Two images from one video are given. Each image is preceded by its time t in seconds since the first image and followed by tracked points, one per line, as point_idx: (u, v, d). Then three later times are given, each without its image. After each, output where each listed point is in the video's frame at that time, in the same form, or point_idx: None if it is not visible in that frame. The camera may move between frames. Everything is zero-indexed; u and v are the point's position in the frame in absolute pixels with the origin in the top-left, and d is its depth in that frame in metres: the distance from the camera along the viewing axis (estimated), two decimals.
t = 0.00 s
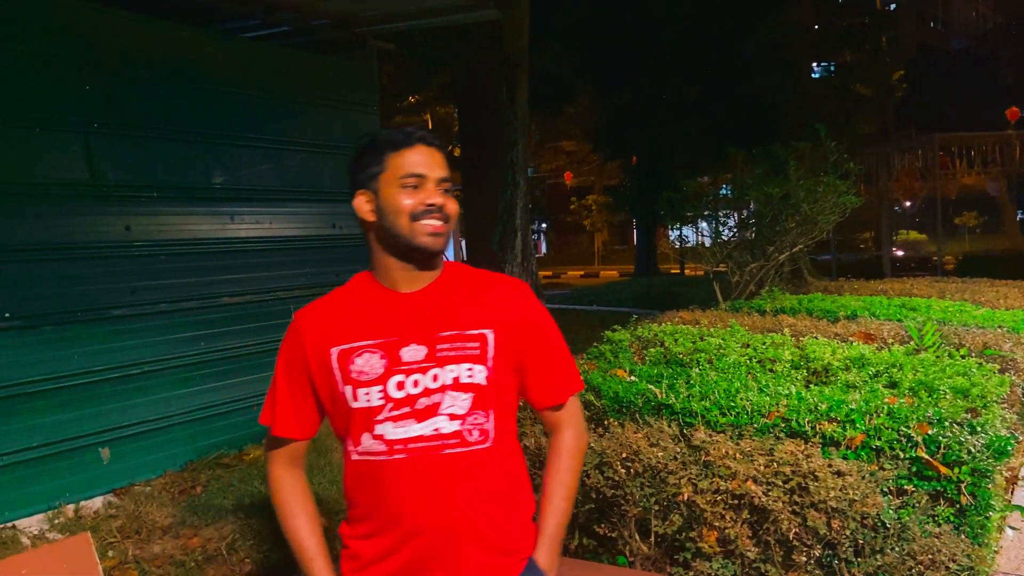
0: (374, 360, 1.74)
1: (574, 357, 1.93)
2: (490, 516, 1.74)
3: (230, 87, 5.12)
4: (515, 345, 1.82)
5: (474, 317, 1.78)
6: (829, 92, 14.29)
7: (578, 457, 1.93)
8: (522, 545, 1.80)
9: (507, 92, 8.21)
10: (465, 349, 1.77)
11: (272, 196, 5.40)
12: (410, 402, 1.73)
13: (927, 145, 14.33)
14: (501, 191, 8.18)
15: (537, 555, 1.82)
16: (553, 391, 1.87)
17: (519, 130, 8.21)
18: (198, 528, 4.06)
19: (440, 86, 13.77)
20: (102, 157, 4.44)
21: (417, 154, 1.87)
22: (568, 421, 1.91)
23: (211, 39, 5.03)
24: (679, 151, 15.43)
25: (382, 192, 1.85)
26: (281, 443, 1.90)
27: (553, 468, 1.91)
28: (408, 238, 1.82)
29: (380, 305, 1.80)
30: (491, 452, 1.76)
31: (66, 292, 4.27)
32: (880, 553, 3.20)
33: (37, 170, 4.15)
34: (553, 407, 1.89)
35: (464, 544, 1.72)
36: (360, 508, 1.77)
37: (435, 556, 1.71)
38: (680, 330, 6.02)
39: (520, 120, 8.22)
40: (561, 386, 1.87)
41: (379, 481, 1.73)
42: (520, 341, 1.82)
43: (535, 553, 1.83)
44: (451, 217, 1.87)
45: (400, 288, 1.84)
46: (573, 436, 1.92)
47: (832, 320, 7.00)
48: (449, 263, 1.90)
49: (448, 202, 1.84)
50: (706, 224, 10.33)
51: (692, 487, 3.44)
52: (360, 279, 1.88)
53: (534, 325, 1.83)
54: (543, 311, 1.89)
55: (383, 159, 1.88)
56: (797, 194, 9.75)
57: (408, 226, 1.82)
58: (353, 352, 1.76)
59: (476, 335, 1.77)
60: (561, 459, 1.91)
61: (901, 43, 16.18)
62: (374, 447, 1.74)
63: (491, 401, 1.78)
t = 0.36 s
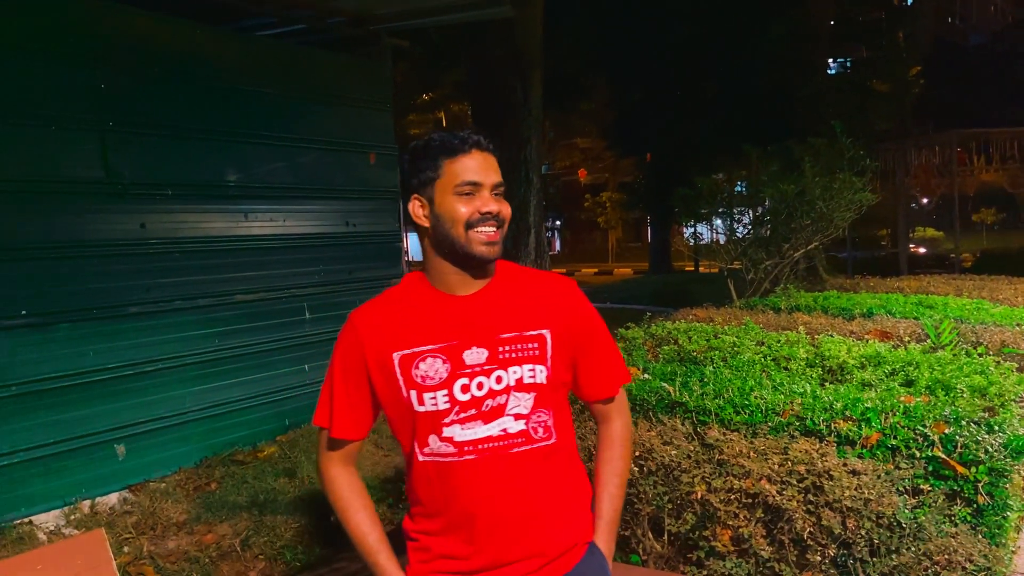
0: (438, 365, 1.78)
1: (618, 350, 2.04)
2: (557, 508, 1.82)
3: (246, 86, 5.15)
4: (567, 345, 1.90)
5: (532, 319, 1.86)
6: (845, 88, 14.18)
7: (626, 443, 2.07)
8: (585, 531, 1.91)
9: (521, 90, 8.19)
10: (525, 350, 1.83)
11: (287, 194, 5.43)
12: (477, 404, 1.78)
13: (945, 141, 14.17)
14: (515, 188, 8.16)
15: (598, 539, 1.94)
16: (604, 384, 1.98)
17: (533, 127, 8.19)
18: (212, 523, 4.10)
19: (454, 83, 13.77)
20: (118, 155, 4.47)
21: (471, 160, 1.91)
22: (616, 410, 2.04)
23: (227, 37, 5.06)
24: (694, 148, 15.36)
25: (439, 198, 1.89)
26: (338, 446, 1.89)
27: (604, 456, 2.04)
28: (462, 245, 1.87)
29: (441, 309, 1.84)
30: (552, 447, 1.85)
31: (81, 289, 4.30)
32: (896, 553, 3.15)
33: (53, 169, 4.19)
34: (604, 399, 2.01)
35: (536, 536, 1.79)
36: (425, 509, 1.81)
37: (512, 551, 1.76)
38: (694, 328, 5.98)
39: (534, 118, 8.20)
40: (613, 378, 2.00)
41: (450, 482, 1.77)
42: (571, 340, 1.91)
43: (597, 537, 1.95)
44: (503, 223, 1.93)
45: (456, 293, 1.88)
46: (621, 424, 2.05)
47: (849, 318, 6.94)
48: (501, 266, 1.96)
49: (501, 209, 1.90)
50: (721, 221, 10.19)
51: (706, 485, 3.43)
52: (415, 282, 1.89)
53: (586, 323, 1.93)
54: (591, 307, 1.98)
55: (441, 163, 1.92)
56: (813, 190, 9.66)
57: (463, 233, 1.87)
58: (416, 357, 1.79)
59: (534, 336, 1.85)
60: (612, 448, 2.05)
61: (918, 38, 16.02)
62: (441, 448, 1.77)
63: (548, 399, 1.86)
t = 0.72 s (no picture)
0: (460, 352, 1.80)
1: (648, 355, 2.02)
2: (569, 506, 1.81)
3: (256, 84, 5.16)
4: (594, 344, 1.88)
5: (559, 315, 1.85)
6: (859, 84, 14.07)
7: (649, 448, 2.04)
8: (598, 533, 1.88)
9: (531, 87, 8.17)
10: (550, 345, 1.82)
11: (297, 192, 5.43)
12: (496, 394, 1.78)
13: (960, 137, 14.02)
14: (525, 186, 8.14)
15: (611, 542, 1.90)
16: (630, 387, 1.95)
17: (543, 125, 8.16)
18: (221, 520, 4.11)
19: (465, 82, 13.77)
20: (127, 153, 4.49)
21: (484, 155, 1.93)
22: (641, 414, 2.02)
23: (237, 36, 5.07)
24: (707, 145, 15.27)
25: (452, 194, 1.94)
26: (362, 424, 1.97)
27: (628, 460, 2.02)
28: (474, 239, 1.90)
29: (464, 299, 1.85)
30: (570, 444, 1.83)
31: (91, 287, 4.32)
32: (908, 553, 3.11)
33: (64, 168, 4.21)
34: (630, 404, 1.99)
35: (545, 531, 1.78)
36: (438, 495, 1.83)
37: (517, 543, 1.77)
38: (704, 326, 5.95)
39: (545, 115, 8.18)
40: (640, 382, 1.97)
41: (463, 470, 1.78)
42: (600, 338, 1.89)
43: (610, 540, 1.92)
44: (518, 215, 1.93)
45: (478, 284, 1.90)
46: (647, 429, 2.02)
47: (861, 315, 6.88)
48: (532, 265, 1.95)
49: (513, 202, 1.91)
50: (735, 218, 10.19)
51: (715, 484, 3.41)
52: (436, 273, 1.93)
53: (615, 325, 1.90)
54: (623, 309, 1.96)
55: (456, 159, 1.95)
56: (825, 187, 9.58)
57: (475, 227, 1.91)
58: (440, 343, 1.81)
59: (560, 332, 1.84)
60: (635, 452, 2.01)
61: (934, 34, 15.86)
62: (458, 435, 1.79)
63: (572, 395, 1.84)
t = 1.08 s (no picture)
0: (448, 348, 1.84)
1: (651, 363, 1.95)
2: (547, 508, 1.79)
3: (266, 83, 5.17)
4: (588, 345, 1.84)
5: (547, 316, 1.83)
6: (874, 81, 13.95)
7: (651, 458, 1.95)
8: (585, 539, 1.84)
9: (541, 84, 8.13)
10: (536, 345, 1.81)
11: (306, 190, 5.44)
12: (479, 390, 1.80)
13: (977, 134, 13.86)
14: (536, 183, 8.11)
15: (599, 549, 1.85)
16: (628, 394, 1.89)
17: (553, 122, 8.13)
18: (229, 520, 4.12)
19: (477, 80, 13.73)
20: (135, 152, 4.50)
21: (488, 149, 2.00)
22: (641, 423, 1.94)
23: (245, 34, 5.08)
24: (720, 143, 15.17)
25: (454, 185, 2.02)
26: (373, 411, 2.13)
27: (625, 469, 1.93)
28: (470, 230, 1.97)
29: (458, 296, 1.92)
30: (554, 447, 1.80)
31: (100, 286, 4.34)
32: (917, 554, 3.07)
33: (74, 168, 4.23)
34: (629, 412, 1.92)
35: (521, 530, 1.78)
36: (427, 486, 1.90)
37: (497, 539, 1.79)
38: (715, 325, 5.91)
39: (555, 113, 8.15)
40: (641, 389, 1.90)
41: (446, 463, 1.83)
42: (595, 339, 1.85)
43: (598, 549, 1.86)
44: (516, 210, 1.98)
45: (473, 280, 1.96)
46: (647, 439, 1.94)
47: (874, 314, 6.81)
48: (529, 265, 1.97)
49: (510, 196, 1.96)
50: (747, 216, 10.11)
51: (722, 484, 3.37)
52: (441, 269, 2.02)
53: (612, 328, 1.86)
54: (623, 312, 1.91)
55: (462, 152, 2.03)
56: (839, 184, 9.50)
57: (471, 218, 1.97)
58: (431, 338, 1.87)
59: (548, 332, 1.82)
60: (633, 462, 1.94)
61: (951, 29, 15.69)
62: (443, 430, 1.83)
63: (559, 396, 1.82)
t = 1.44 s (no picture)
0: (416, 342, 1.86)
1: (626, 359, 1.92)
2: (515, 508, 1.75)
3: (287, 80, 5.20)
4: (559, 339, 1.82)
5: (517, 309, 1.83)
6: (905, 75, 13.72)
7: (625, 457, 1.93)
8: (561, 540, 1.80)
9: (563, 79, 8.09)
10: (504, 338, 1.81)
11: (326, 186, 5.45)
12: (445, 385, 1.81)
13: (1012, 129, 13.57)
14: (558, 179, 8.07)
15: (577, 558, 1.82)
16: (602, 391, 1.87)
17: (575, 117, 8.09)
18: (248, 513, 4.14)
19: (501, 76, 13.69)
20: (158, 148, 4.55)
21: (456, 139, 2.01)
22: (613, 423, 1.93)
23: (263, 32, 5.09)
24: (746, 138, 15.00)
25: (422, 175, 2.02)
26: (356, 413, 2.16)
27: (599, 471, 1.91)
28: (438, 219, 1.96)
29: (429, 291, 1.93)
30: (525, 443, 1.77)
31: (122, 280, 4.39)
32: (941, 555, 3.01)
33: (98, 164, 4.28)
34: (603, 408, 1.90)
35: (488, 531, 1.75)
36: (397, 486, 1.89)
37: (464, 544, 1.76)
38: (737, 321, 5.83)
39: (577, 109, 8.11)
40: (612, 386, 1.88)
41: (411, 461, 1.83)
42: (567, 332, 1.83)
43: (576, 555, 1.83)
44: (484, 199, 1.96)
45: (445, 274, 1.96)
46: (619, 437, 1.93)
47: (901, 311, 6.69)
48: (500, 257, 1.97)
49: (477, 183, 1.95)
50: (776, 212, 9.88)
51: (739, 483, 3.30)
52: (416, 265, 2.03)
53: (584, 322, 1.85)
54: (597, 306, 1.89)
55: (431, 142, 2.04)
56: (868, 179, 9.35)
57: (438, 207, 1.96)
58: (397, 334, 1.89)
59: (516, 325, 1.81)
60: (606, 462, 1.91)
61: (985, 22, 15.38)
62: (409, 428, 1.83)
63: (530, 391, 1.80)
